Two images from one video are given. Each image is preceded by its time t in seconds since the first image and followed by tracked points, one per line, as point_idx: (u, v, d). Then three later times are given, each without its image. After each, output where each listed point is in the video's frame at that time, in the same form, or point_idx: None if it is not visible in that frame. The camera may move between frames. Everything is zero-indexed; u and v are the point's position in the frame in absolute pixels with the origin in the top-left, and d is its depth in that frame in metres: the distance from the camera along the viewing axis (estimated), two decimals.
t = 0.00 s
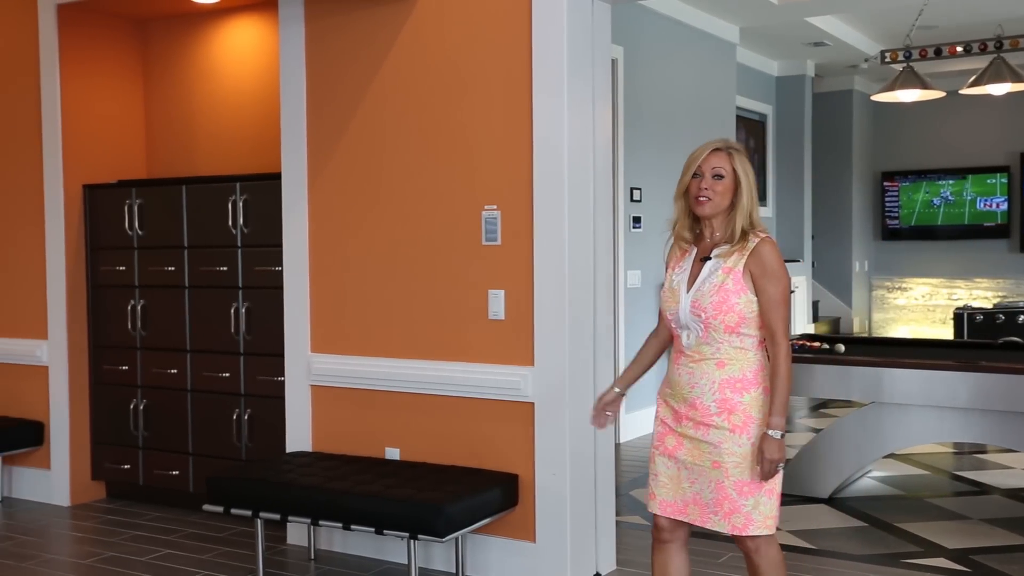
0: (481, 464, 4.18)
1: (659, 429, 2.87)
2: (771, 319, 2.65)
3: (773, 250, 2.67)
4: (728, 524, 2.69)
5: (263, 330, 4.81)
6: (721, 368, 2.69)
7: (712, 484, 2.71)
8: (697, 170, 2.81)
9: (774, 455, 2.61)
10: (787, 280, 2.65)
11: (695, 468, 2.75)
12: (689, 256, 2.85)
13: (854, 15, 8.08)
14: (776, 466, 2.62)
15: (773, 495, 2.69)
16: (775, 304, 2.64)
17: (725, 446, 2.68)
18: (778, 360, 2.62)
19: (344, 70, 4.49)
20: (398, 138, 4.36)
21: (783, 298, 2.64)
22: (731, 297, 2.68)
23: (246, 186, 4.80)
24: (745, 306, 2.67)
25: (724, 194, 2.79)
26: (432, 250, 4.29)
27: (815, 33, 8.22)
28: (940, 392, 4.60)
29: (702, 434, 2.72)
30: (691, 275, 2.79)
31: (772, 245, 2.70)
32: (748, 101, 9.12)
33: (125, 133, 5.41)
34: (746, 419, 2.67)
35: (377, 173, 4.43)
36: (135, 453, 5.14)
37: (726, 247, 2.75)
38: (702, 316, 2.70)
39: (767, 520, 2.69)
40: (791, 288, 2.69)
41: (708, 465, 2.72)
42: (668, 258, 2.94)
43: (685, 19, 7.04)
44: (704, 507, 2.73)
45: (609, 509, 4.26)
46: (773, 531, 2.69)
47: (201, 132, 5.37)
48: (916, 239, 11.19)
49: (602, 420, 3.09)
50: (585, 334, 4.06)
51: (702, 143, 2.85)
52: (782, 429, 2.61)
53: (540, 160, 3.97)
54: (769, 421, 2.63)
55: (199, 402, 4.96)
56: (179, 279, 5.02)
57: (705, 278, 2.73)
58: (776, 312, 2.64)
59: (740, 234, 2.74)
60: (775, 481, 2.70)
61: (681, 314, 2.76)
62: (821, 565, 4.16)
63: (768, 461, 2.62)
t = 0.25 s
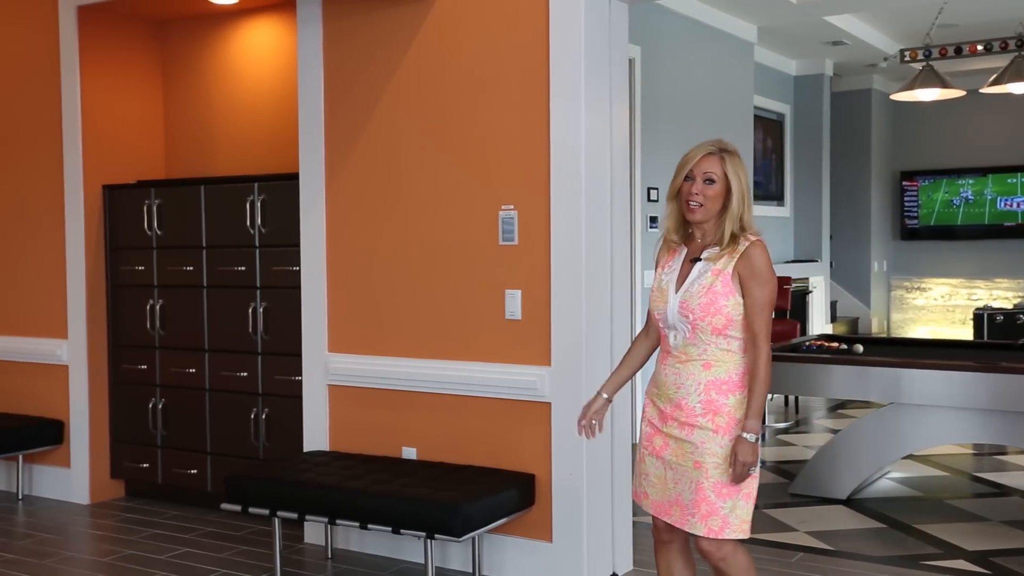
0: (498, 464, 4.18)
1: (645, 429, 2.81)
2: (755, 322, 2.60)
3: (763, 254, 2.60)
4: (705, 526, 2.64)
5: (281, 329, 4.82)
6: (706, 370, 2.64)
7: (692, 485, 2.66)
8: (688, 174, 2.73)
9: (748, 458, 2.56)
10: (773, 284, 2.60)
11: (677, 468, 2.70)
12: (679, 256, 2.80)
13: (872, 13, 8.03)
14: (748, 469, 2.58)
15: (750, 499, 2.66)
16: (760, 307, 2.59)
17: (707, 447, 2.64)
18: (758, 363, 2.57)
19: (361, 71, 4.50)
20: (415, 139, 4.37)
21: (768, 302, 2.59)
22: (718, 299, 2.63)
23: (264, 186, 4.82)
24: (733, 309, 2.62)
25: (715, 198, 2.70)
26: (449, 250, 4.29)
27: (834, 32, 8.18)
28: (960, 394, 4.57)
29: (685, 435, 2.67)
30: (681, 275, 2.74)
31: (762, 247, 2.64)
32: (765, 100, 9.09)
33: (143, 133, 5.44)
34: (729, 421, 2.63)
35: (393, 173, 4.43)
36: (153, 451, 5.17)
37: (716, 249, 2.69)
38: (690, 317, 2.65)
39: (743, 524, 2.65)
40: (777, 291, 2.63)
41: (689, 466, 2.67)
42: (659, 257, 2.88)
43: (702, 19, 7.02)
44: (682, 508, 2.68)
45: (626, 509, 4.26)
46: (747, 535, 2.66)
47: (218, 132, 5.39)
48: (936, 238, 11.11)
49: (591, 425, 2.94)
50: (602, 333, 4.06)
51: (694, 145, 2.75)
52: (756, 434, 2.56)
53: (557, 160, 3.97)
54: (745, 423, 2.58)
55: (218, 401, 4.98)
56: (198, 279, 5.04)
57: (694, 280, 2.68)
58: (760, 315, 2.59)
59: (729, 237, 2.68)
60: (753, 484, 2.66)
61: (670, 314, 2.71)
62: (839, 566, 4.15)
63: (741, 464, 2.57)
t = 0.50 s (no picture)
0: (515, 463, 4.18)
1: (651, 430, 2.76)
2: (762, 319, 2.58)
3: (766, 252, 2.58)
4: (705, 523, 2.57)
5: (299, 329, 4.84)
6: (713, 368, 2.60)
7: (693, 482, 2.60)
8: (688, 175, 2.68)
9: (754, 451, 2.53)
10: (778, 281, 2.57)
11: (681, 466, 2.65)
12: (680, 256, 2.75)
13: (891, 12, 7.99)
14: (756, 465, 2.54)
15: (751, 497, 2.61)
16: (766, 305, 2.56)
17: (712, 443, 2.59)
18: (766, 362, 2.55)
19: (378, 71, 4.51)
20: (432, 139, 4.38)
21: (775, 299, 2.57)
22: (724, 297, 2.59)
23: (282, 186, 4.83)
24: (739, 307, 2.59)
25: (716, 199, 2.67)
26: (466, 250, 4.29)
27: (852, 31, 8.15)
28: (979, 394, 4.54)
29: (691, 432, 2.62)
30: (683, 276, 2.69)
31: (764, 245, 2.61)
32: (783, 100, 9.05)
33: (162, 133, 5.46)
34: (736, 418, 2.59)
35: (410, 173, 4.44)
36: (172, 450, 5.19)
37: (718, 248, 2.66)
38: (696, 316, 2.61)
39: (742, 521, 2.60)
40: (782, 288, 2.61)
41: (693, 463, 2.61)
42: (657, 258, 2.84)
43: (719, 18, 7.00)
44: (681, 505, 2.61)
45: (643, 509, 4.25)
46: (746, 533, 2.60)
47: (236, 132, 5.41)
48: (955, 238, 11.04)
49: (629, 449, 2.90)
50: (620, 333, 4.05)
51: (693, 145, 2.71)
52: (765, 430, 2.53)
53: (574, 160, 3.96)
54: (753, 420, 2.55)
55: (236, 400, 5.00)
56: (216, 279, 5.06)
57: (697, 279, 2.64)
58: (767, 312, 2.56)
59: (732, 236, 2.64)
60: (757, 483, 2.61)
61: (673, 315, 2.66)
62: (858, 567, 4.13)
63: (749, 461, 2.54)
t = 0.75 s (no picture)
0: (533, 463, 4.18)
1: (660, 432, 2.74)
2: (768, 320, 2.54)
3: (772, 252, 2.54)
4: (711, 527, 2.56)
5: (318, 328, 4.85)
6: (717, 370, 2.57)
7: (700, 485, 2.58)
8: (693, 175, 2.65)
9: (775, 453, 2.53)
10: (784, 282, 2.54)
11: (688, 469, 2.63)
12: (685, 257, 2.72)
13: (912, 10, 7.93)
14: (778, 469, 2.54)
15: (758, 499, 2.59)
16: (773, 306, 2.53)
17: (718, 447, 2.56)
18: (777, 363, 2.52)
19: (397, 71, 4.52)
20: (450, 139, 4.38)
21: (781, 299, 2.54)
22: (727, 298, 2.56)
23: (301, 186, 4.84)
24: (743, 308, 2.55)
25: (721, 199, 2.63)
26: (485, 250, 4.30)
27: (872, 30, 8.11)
28: (1001, 396, 4.51)
29: (696, 435, 2.59)
30: (687, 277, 2.67)
31: (769, 245, 2.58)
32: (802, 99, 9.01)
33: (182, 133, 5.49)
34: (741, 420, 2.55)
35: (429, 173, 4.45)
36: (192, 449, 5.22)
37: (722, 248, 2.62)
38: (699, 318, 2.58)
39: (750, 524, 2.58)
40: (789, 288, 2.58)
41: (699, 466, 2.59)
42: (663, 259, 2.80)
43: (738, 17, 6.97)
44: (689, 509, 2.60)
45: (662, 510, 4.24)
46: (754, 536, 2.59)
47: (256, 133, 5.43)
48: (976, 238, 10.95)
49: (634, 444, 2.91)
50: (638, 333, 4.04)
51: (697, 145, 2.68)
52: (784, 433, 2.52)
53: (593, 160, 3.96)
54: (771, 424, 2.53)
55: (255, 399, 5.02)
56: (236, 278, 5.08)
57: (701, 281, 2.61)
58: (774, 314, 2.53)
59: (736, 237, 2.61)
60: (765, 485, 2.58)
61: (678, 317, 2.64)
62: (878, 569, 4.11)
63: (772, 465, 2.52)
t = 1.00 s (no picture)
0: (546, 464, 4.18)
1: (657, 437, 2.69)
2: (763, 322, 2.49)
3: (767, 253, 2.48)
4: (710, 534, 2.51)
5: (331, 328, 4.86)
6: (711, 373, 2.51)
7: (697, 492, 2.53)
8: (690, 174, 2.58)
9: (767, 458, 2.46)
10: (780, 283, 2.49)
11: (684, 476, 2.57)
12: (681, 259, 2.67)
13: (926, 9, 7.90)
14: (772, 474, 2.48)
15: (758, 505, 2.53)
16: (768, 308, 2.47)
17: (713, 452, 2.50)
18: (774, 366, 2.48)
19: (410, 71, 4.53)
20: (463, 139, 4.38)
21: (777, 301, 2.48)
22: (721, 300, 2.50)
23: (314, 186, 4.85)
24: (736, 310, 2.49)
25: (718, 199, 2.56)
26: (498, 250, 4.30)
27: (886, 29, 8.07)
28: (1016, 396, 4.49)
29: (692, 440, 2.54)
30: (682, 278, 2.61)
31: (765, 246, 2.52)
32: (816, 99, 8.98)
33: (196, 134, 5.50)
34: (736, 424, 2.49)
35: (442, 173, 4.45)
36: (205, 448, 5.23)
37: (718, 249, 2.56)
38: (692, 320, 2.52)
39: (750, 530, 2.52)
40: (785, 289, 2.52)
41: (696, 473, 2.54)
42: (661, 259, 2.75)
43: (751, 16, 6.95)
44: (687, 516, 2.55)
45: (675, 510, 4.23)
46: (755, 542, 2.53)
47: (269, 133, 5.45)
48: (992, 238, 10.89)
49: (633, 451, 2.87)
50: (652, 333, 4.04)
51: (695, 144, 2.60)
52: (776, 438, 2.46)
53: (606, 160, 3.95)
54: (763, 428, 2.47)
55: (268, 399, 5.03)
56: (249, 278, 5.09)
57: (696, 282, 2.55)
58: (769, 316, 2.47)
59: (732, 237, 2.55)
60: (764, 489, 2.53)
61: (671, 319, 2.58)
62: (892, 570, 4.09)
63: (765, 469, 2.47)
